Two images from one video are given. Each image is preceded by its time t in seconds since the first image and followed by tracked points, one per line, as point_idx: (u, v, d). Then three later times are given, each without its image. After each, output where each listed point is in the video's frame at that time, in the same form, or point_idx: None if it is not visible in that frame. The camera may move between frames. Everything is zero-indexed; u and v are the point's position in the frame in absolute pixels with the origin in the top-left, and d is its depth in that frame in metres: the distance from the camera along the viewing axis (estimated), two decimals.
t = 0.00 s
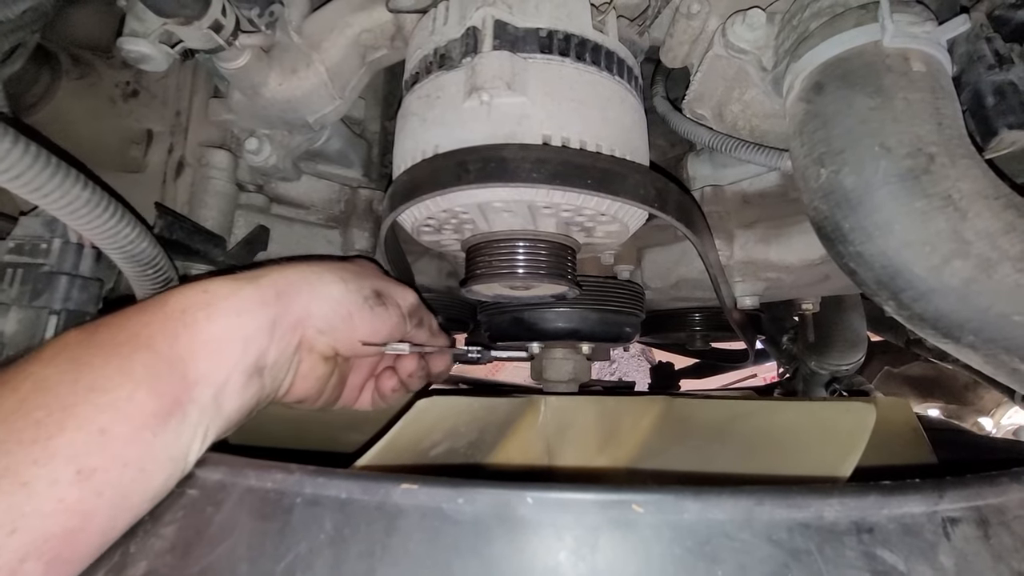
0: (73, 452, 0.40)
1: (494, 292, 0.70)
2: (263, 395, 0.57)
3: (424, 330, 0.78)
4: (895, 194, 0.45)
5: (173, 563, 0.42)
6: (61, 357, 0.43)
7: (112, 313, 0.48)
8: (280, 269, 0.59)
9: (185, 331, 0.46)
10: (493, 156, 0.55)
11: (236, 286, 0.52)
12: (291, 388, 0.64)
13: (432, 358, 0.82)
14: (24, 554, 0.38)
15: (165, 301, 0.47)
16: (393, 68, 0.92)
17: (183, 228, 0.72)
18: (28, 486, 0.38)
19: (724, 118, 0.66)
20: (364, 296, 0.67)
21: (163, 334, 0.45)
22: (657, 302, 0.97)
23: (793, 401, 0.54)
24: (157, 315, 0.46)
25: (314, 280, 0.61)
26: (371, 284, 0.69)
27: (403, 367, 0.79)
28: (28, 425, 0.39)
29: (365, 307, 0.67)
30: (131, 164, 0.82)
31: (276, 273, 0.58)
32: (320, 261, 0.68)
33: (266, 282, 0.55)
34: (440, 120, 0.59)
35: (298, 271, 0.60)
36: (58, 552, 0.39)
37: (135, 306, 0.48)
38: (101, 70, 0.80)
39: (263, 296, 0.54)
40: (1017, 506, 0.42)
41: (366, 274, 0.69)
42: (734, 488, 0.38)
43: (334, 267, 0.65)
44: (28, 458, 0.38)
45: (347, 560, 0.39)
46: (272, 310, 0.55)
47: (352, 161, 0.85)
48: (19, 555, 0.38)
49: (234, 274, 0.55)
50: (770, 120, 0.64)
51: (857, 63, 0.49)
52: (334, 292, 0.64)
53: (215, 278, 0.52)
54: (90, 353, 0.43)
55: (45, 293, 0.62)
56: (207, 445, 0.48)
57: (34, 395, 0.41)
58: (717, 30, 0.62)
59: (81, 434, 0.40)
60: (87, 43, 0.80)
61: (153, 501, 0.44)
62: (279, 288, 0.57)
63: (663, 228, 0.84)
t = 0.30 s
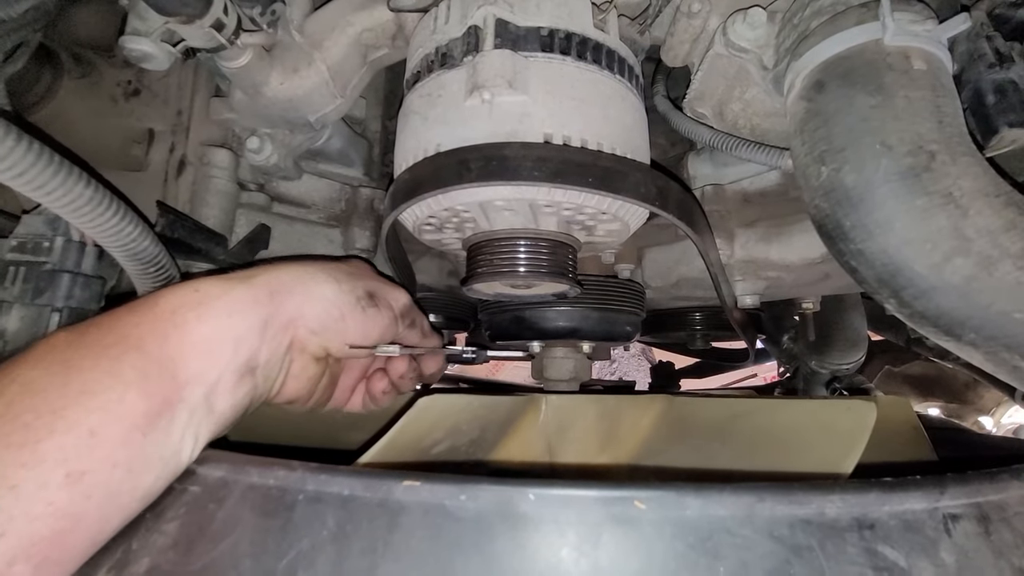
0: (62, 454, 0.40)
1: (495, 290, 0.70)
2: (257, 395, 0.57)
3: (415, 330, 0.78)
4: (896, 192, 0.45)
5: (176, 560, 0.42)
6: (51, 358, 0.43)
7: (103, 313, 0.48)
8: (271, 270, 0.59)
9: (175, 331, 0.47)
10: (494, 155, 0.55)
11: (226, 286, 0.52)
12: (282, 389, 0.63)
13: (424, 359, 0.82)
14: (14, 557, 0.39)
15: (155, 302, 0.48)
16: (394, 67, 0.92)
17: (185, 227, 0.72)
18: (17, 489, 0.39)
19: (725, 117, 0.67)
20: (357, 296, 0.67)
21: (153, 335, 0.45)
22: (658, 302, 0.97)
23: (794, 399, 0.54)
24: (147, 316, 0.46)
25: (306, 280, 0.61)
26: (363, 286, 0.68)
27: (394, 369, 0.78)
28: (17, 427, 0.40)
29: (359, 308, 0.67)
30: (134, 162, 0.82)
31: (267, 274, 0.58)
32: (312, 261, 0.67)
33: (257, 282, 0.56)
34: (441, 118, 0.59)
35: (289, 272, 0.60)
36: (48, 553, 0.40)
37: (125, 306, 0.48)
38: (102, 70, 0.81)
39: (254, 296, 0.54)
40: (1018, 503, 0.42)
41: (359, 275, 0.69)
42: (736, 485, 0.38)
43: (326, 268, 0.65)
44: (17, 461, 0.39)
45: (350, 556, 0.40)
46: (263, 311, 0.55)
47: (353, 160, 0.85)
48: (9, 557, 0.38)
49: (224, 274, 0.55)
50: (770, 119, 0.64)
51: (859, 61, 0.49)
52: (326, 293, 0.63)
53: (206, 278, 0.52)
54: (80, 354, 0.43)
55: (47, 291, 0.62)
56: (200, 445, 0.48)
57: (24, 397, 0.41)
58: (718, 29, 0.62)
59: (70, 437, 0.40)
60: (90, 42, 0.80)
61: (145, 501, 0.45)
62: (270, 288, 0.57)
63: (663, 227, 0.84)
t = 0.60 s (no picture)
0: (67, 445, 0.40)
1: (494, 291, 0.70)
2: (252, 393, 0.57)
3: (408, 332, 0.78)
4: (896, 192, 0.45)
5: (174, 562, 0.42)
6: (53, 355, 0.43)
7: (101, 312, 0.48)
8: (267, 269, 0.59)
9: (175, 328, 0.47)
10: (494, 154, 0.55)
11: (224, 285, 0.52)
12: (277, 386, 0.63)
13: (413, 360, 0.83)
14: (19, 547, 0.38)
15: (154, 300, 0.48)
16: (393, 67, 0.92)
17: (184, 227, 0.72)
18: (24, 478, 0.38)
19: (725, 117, 0.66)
20: (351, 296, 0.67)
21: (154, 332, 0.45)
22: (657, 302, 0.97)
23: (793, 399, 0.54)
24: (146, 314, 0.46)
25: (301, 280, 0.61)
26: (356, 287, 0.68)
27: (380, 371, 0.79)
28: (22, 419, 0.39)
29: (351, 308, 0.67)
30: (131, 163, 0.82)
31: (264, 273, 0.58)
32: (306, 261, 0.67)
33: (253, 282, 0.56)
34: (441, 118, 0.59)
35: (285, 272, 0.60)
36: (52, 544, 0.39)
37: (123, 305, 0.48)
38: (101, 69, 0.81)
39: (251, 295, 0.54)
40: (1019, 504, 0.42)
41: (352, 276, 0.69)
42: (737, 486, 0.38)
43: (321, 268, 0.65)
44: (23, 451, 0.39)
45: (349, 558, 0.39)
46: (259, 310, 0.55)
47: (352, 160, 0.85)
48: (14, 547, 0.38)
49: (221, 274, 0.55)
50: (770, 119, 0.64)
51: (859, 61, 0.49)
52: (322, 293, 0.64)
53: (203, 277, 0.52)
54: (82, 350, 0.43)
55: (45, 292, 0.61)
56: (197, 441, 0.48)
57: (27, 392, 0.41)
58: (718, 28, 0.62)
59: (74, 429, 0.40)
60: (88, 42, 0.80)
61: (144, 495, 0.44)
62: (266, 288, 0.57)
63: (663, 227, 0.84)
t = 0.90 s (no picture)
0: (66, 447, 0.40)
1: (493, 292, 0.70)
2: (250, 395, 0.57)
3: (405, 335, 0.78)
4: (894, 194, 0.45)
5: (172, 565, 0.42)
6: (52, 357, 0.43)
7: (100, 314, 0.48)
8: (265, 271, 0.59)
9: (174, 330, 0.47)
10: (493, 156, 0.54)
11: (222, 286, 0.52)
12: (275, 387, 0.63)
13: (409, 363, 0.83)
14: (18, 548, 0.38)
15: (153, 302, 0.47)
16: (392, 68, 0.92)
17: (182, 228, 0.72)
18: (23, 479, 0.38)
19: (723, 118, 0.66)
20: (349, 298, 0.67)
21: (152, 334, 0.45)
22: (657, 303, 0.97)
23: (792, 401, 0.54)
24: (145, 316, 0.46)
25: (299, 282, 0.61)
26: (354, 288, 0.68)
27: (375, 372, 0.79)
28: (22, 421, 0.40)
29: (349, 310, 0.67)
30: (129, 164, 0.82)
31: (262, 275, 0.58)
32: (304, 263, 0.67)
33: (251, 283, 0.55)
34: (439, 119, 0.59)
35: (283, 273, 0.60)
36: (51, 546, 0.39)
37: (122, 307, 0.48)
38: (100, 71, 0.81)
39: (249, 297, 0.54)
40: (1018, 506, 0.42)
41: (350, 278, 0.69)
42: (735, 488, 0.38)
43: (318, 269, 0.65)
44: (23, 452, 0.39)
45: (347, 561, 0.39)
46: (257, 312, 0.55)
47: (351, 161, 0.85)
48: (13, 548, 0.38)
49: (220, 276, 0.55)
50: (769, 121, 0.64)
51: (857, 63, 0.49)
52: (320, 295, 0.63)
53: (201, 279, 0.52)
54: (81, 352, 0.43)
55: (43, 294, 0.61)
56: (195, 442, 0.48)
57: (26, 394, 0.41)
58: (717, 30, 0.62)
59: (72, 431, 0.40)
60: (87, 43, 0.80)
61: (144, 496, 0.44)
62: (264, 290, 0.57)
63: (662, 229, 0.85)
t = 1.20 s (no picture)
0: (60, 447, 0.40)
1: (492, 292, 0.69)
2: (247, 394, 0.57)
3: (404, 334, 0.77)
4: (894, 193, 0.45)
5: (169, 566, 0.42)
6: (47, 356, 0.43)
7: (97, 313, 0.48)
8: (260, 269, 0.58)
9: (170, 329, 0.46)
10: (492, 155, 0.54)
11: (219, 285, 0.52)
12: (273, 387, 0.63)
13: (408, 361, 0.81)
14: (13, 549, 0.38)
15: (149, 301, 0.47)
16: (392, 67, 0.92)
17: (180, 227, 0.72)
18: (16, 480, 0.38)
19: (723, 117, 0.66)
20: (346, 297, 0.67)
21: (149, 333, 0.45)
22: (657, 303, 0.97)
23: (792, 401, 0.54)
24: (141, 315, 0.46)
25: (295, 281, 0.61)
26: (352, 287, 0.68)
27: (374, 371, 0.77)
28: (16, 421, 0.39)
29: (347, 308, 0.67)
30: (129, 163, 0.81)
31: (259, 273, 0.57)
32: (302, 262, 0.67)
33: (248, 281, 0.55)
34: (439, 119, 0.59)
35: (280, 272, 0.60)
36: (46, 546, 0.40)
37: (118, 306, 0.48)
38: (98, 70, 0.80)
39: (245, 295, 0.54)
40: (1019, 507, 0.42)
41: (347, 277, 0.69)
42: (736, 488, 0.38)
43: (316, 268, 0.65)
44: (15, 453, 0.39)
45: (346, 562, 0.39)
46: (254, 310, 0.54)
47: (350, 161, 0.84)
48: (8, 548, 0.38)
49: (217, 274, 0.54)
50: (769, 120, 0.64)
51: (858, 62, 0.49)
52: (317, 293, 0.63)
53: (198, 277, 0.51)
54: (76, 351, 0.43)
55: (40, 293, 0.61)
56: (192, 442, 0.47)
57: (20, 394, 0.41)
58: (717, 29, 0.61)
59: (67, 430, 0.40)
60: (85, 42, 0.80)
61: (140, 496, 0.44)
62: (261, 289, 0.56)
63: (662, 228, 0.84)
